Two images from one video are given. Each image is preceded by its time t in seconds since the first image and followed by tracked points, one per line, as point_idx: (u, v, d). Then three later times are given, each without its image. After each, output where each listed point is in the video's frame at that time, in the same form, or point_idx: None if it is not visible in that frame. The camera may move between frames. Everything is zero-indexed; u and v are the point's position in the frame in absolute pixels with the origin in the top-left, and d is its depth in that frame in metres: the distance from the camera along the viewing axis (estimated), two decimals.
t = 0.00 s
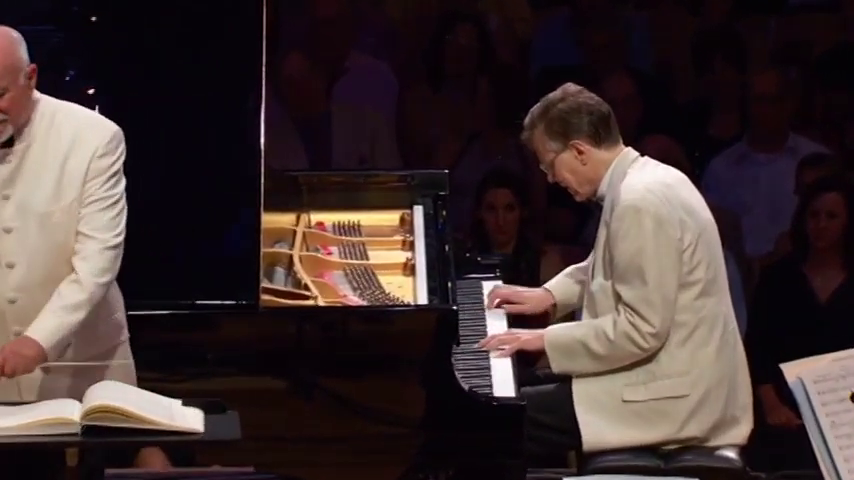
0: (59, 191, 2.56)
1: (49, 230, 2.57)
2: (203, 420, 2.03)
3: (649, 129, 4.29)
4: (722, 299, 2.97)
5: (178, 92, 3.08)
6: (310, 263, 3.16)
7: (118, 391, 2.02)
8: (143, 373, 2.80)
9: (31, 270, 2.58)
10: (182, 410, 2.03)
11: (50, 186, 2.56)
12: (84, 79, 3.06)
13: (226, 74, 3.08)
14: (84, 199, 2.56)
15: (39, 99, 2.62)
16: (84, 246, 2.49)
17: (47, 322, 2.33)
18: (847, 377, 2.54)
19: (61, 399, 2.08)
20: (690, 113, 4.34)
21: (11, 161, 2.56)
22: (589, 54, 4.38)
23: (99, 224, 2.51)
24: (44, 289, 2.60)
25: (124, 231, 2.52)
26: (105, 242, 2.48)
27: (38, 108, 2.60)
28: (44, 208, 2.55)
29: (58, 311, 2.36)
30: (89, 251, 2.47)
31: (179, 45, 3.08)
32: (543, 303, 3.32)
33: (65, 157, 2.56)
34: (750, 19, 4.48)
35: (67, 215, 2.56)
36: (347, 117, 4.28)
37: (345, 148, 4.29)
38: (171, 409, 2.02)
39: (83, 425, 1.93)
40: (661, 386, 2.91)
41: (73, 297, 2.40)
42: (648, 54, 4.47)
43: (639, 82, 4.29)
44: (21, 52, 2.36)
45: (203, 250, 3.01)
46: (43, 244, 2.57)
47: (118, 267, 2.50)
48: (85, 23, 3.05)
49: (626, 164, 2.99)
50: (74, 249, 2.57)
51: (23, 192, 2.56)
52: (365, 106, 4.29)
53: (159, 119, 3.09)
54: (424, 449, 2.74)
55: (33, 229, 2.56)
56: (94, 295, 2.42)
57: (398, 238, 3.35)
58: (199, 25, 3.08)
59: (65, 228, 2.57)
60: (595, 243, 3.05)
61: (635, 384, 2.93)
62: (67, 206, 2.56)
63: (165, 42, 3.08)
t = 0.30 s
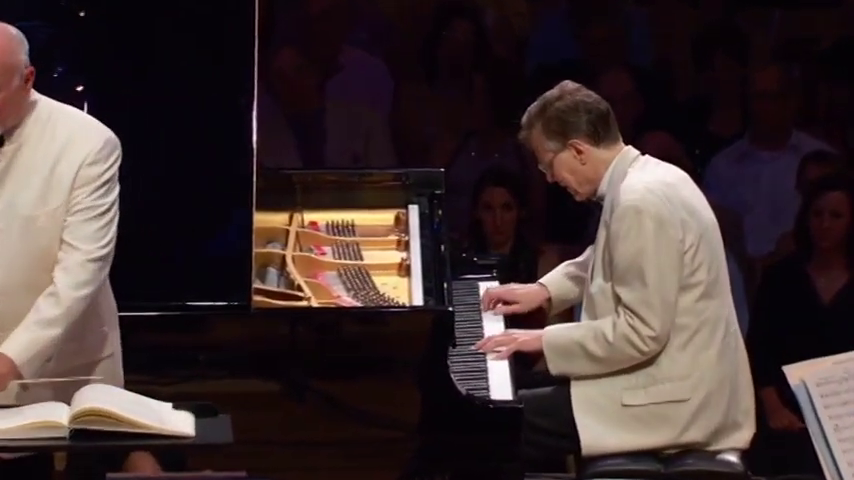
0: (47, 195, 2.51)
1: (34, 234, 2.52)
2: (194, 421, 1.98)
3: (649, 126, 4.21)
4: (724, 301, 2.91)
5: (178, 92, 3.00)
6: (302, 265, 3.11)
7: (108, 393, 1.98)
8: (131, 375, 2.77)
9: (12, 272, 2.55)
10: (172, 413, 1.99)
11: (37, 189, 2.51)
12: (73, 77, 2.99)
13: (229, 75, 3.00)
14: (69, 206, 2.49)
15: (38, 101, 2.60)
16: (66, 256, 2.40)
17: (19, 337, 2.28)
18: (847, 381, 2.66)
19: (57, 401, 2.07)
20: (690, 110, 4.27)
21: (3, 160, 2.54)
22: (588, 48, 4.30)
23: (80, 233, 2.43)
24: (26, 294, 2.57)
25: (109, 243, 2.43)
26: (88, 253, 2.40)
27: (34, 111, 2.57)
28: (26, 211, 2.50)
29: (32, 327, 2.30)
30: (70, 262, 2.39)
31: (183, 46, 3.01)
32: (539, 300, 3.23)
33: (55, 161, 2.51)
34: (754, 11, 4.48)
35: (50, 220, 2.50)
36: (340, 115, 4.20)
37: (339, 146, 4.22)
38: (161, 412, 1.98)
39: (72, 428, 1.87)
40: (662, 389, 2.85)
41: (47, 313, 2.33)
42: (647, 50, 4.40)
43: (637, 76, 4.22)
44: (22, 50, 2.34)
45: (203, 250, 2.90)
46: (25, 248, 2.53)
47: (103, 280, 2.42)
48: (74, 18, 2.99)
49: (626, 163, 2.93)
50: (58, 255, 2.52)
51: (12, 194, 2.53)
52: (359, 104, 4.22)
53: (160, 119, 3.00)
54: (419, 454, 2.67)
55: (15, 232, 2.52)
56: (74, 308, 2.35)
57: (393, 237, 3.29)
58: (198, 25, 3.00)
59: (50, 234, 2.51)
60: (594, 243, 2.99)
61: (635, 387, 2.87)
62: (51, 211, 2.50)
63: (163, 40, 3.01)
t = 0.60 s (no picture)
0: (38, 201, 2.44)
1: (22, 241, 2.46)
2: (182, 426, 1.92)
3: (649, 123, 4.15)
4: (726, 304, 2.84)
5: (178, 91, 2.98)
6: (294, 265, 3.05)
7: (95, 396, 1.92)
8: (121, 378, 2.73)
9: None
10: (161, 418, 1.93)
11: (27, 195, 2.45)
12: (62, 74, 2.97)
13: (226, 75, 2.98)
14: (58, 214, 2.43)
15: (35, 104, 2.55)
16: (53, 266, 2.33)
17: None
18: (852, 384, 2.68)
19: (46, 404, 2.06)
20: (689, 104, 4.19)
21: None
22: (586, 42, 4.24)
23: (69, 243, 2.35)
24: (12, 297, 2.51)
25: (99, 253, 2.34)
26: (76, 264, 2.31)
27: (30, 116, 2.52)
28: (14, 216, 2.45)
29: (13, 338, 2.22)
30: (55, 272, 2.31)
31: (179, 45, 2.98)
32: (538, 301, 3.15)
33: (47, 166, 2.45)
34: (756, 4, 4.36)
35: (38, 227, 2.44)
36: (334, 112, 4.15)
37: (330, 144, 4.17)
38: (149, 416, 1.91)
39: (59, 432, 1.83)
40: (662, 394, 2.78)
41: (31, 322, 2.25)
42: (647, 47, 4.33)
43: (636, 72, 4.16)
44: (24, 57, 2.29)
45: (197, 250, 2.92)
46: (12, 253, 2.47)
47: (92, 291, 2.34)
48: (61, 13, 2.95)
49: (626, 162, 2.87)
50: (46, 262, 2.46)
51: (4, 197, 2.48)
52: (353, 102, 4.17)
53: (159, 119, 2.98)
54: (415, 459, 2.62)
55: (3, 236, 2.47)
56: (56, 320, 2.26)
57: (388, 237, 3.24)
58: (195, 24, 2.97)
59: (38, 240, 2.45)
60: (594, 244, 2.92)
61: (635, 392, 2.80)
62: (39, 218, 2.43)
63: (160, 40, 2.98)
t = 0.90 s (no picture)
0: (30, 206, 2.33)
1: (13, 246, 2.33)
2: (170, 427, 1.89)
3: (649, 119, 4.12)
4: (728, 306, 2.77)
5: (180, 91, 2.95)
6: (287, 266, 2.98)
7: (83, 401, 1.88)
8: (108, 381, 2.64)
9: None
10: (151, 422, 1.88)
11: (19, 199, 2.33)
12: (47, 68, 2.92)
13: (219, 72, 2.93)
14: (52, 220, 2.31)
15: (30, 108, 2.44)
16: (46, 273, 2.23)
17: None
18: None
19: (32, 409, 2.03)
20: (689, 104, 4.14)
21: None
22: (585, 42, 4.19)
23: (63, 251, 2.25)
24: None
25: (93, 262, 2.25)
26: (69, 272, 2.22)
27: (25, 121, 2.41)
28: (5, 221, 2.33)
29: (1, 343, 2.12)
30: (48, 280, 2.21)
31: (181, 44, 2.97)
32: (530, 298, 3.08)
33: (41, 171, 2.34)
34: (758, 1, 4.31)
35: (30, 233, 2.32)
36: (328, 110, 4.10)
37: (324, 142, 4.12)
38: (139, 421, 1.87)
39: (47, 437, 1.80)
40: (662, 399, 2.71)
41: (20, 330, 2.15)
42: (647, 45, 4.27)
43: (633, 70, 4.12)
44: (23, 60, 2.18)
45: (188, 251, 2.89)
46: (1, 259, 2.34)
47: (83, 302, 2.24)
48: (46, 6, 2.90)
49: (627, 162, 2.80)
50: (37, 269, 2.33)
51: None
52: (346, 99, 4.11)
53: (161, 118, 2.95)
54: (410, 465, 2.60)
55: None
56: (47, 329, 2.16)
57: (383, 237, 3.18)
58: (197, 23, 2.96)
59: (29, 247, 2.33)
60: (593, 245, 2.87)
61: (634, 396, 2.73)
62: (32, 223, 2.32)
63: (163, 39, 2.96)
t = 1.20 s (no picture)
0: (25, 209, 2.31)
1: (5, 250, 2.29)
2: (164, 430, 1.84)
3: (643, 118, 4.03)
4: (730, 309, 2.71)
5: (178, 92, 2.88)
6: (279, 265, 2.93)
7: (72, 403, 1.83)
8: (96, 383, 2.59)
9: None
10: (142, 424, 1.83)
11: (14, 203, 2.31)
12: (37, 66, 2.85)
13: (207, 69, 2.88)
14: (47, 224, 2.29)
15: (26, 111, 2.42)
16: (38, 281, 2.21)
17: None
18: None
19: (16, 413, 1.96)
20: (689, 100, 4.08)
21: None
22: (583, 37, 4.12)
23: (58, 258, 2.23)
24: None
25: (86, 271, 2.24)
26: (62, 281, 2.20)
27: (20, 123, 2.39)
28: None
29: None
30: (41, 287, 2.19)
31: (178, 45, 2.89)
32: (518, 296, 3.02)
33: (36, 175, 2.33)
34: None
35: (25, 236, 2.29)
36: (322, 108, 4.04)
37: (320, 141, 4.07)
38: (128, 422, 1.82)
39: (34, 441, 1.75)
40: (662, 402, 2.65)
41: (12, 337, 2.14)
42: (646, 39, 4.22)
43: (633, 66, 4.05)
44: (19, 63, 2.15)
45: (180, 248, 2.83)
46: None
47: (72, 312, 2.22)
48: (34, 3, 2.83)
49: (627, 161, 2.74)
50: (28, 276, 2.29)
51: None
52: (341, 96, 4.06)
53: (159, 119, 2.87)
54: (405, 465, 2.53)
55: None
56: (40, 336, 2.16)
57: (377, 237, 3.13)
58: (192, 23, 2.88)
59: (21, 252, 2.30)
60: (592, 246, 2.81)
61: (634, 400, 2.67)
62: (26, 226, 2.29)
63: (160, 40, 2.89)
